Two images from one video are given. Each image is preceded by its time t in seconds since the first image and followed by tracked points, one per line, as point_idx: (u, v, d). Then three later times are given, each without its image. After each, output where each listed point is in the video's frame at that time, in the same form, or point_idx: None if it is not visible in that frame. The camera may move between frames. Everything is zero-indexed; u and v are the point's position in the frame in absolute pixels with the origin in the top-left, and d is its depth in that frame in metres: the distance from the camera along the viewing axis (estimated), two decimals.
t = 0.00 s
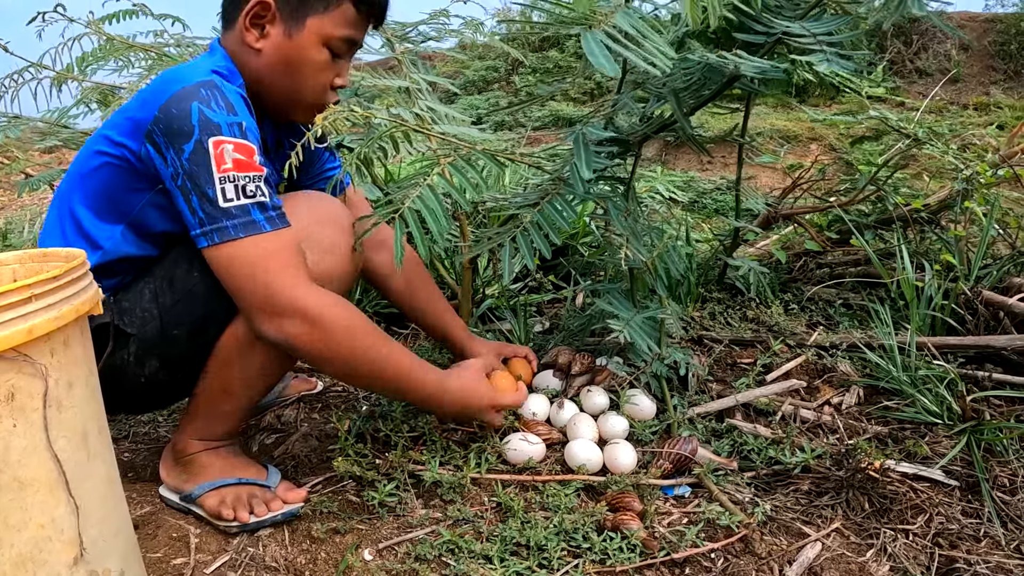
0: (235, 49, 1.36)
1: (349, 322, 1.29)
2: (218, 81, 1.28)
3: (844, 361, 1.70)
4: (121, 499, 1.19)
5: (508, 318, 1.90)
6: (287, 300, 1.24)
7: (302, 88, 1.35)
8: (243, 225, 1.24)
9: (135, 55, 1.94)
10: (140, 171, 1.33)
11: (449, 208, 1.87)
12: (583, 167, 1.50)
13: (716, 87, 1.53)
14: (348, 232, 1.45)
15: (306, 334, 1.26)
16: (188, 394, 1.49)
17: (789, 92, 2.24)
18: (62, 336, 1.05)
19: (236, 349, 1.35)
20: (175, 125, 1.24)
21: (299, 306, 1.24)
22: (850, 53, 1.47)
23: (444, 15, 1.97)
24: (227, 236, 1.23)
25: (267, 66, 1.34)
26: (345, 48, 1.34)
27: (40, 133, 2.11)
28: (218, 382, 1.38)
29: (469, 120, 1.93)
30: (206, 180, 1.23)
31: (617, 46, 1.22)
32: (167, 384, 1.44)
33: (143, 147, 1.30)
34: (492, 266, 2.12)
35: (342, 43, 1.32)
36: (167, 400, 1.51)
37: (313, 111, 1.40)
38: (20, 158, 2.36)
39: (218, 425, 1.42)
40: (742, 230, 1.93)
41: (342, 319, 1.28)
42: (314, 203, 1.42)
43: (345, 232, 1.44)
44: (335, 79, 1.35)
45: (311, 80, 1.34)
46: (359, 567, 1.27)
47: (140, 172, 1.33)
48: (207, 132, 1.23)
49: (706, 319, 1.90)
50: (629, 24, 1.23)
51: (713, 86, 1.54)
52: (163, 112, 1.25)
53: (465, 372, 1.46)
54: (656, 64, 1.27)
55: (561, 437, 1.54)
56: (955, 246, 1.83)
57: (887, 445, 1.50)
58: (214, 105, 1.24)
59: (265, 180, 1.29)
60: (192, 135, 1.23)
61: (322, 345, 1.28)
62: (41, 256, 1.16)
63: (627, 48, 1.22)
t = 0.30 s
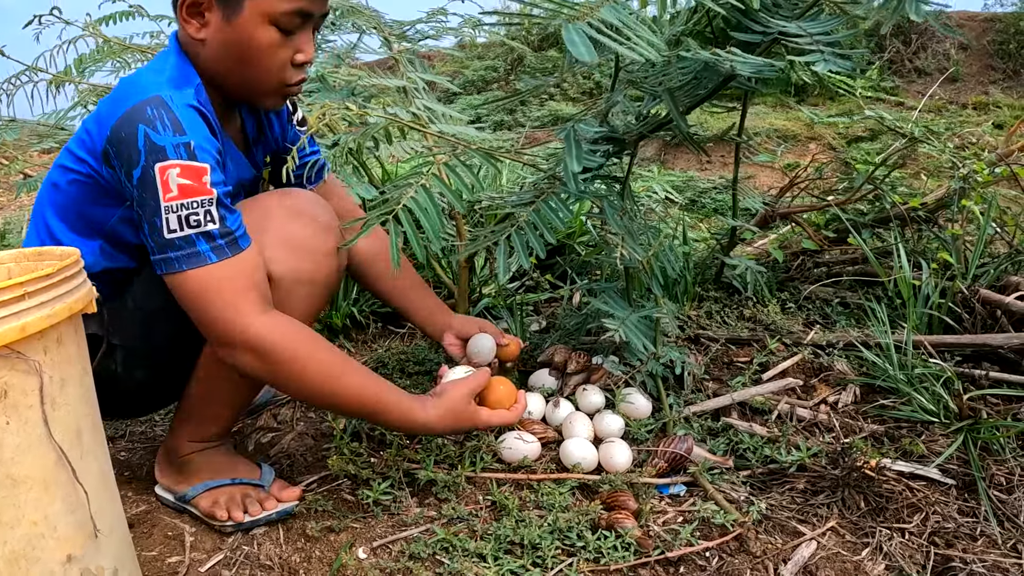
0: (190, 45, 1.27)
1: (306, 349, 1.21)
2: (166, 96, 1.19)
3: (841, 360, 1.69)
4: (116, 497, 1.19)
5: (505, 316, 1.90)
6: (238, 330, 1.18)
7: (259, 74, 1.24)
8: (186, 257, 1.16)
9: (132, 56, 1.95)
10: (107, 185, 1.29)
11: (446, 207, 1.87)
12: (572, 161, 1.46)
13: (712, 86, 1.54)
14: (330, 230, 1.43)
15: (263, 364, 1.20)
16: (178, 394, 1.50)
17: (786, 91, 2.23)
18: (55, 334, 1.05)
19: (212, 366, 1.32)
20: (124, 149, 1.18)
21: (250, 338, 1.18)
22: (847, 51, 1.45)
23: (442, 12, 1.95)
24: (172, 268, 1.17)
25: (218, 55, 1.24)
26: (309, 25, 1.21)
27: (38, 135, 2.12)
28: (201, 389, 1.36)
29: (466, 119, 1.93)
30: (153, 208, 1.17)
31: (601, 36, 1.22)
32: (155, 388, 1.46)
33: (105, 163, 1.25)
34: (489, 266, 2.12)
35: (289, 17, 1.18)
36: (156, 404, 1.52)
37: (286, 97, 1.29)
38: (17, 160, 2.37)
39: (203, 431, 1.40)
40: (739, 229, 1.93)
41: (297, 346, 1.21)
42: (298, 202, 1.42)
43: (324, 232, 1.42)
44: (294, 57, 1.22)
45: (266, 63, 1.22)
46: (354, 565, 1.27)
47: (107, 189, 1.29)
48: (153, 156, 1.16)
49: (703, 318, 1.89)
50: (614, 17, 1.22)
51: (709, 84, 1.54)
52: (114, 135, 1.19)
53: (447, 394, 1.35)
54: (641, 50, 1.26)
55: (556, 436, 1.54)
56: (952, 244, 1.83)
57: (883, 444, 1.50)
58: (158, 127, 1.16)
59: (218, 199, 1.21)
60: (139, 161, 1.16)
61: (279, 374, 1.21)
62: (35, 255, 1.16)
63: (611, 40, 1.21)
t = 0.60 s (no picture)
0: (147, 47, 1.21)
1: (294, 358, 1.19)
2: (124, 110, 1.14)
3: (843, 358, 1.69)
4: (118, 497, 1.18)
5: (506, 315, 1.90)
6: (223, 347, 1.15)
7: (216, 72, 1.18)
8: (164, 277, 1.12)
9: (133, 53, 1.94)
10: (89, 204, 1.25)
11: (448, 205, 1.87)
12: (579, 160, 1.48)
13: (715, 82, 1.54)
14: (329, 231, 1.41)
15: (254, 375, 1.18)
16: (176, 402, 1.49)
17: (787, 90, 2.24)
18: (58, 332, 1.04)
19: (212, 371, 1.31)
20: (90, 171, 1.13)
21: (238, 350, 1.15)
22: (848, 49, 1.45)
23: (445, 9, 1.95)
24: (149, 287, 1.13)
25: (173, 57, 1.17)
26: (269, 14, 1.15)
27: (38, 133, 2.11)
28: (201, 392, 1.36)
29: (468, 117, 1.92)
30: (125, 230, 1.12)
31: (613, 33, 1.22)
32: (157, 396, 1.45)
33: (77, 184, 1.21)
34: (490, 264, 2.11)
35: (237, 8, 1.11)
36: (153, 413, 1.50)
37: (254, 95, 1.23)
38: (17, 158, 2.36)
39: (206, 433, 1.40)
40: (740, 228, 1.93)
41: (288, 354, 1.18)
42: (290, 201, 1.40)
43: (323, 233, 1.40)
44: (250, 50, 1.15)
45: (221, 61, 1.16)
46: (357, 564, 1.26)
47: (86, 208, 1.25)
48: (117, 177, 1.11)
49: (705, 316, 1.89)
50: (625, 14, 1.21)
51: (711, 82, 1.54)
52: (78, 158, 1.14)
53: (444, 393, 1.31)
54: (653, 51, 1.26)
55: (559, 434, 1.53)
56: (953, 242, 1.84)
57: (886, 442, 1.50)
58: (119, 146, 1.10)
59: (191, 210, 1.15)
60: (104, 183, 1.12)
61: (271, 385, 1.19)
62: (36, 253, 1.14)
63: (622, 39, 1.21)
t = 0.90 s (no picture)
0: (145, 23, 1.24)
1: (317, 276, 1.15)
2: (121, 58, 1.16)
3: (843, 356, 1.69)
4: (116, 494, 1.17)
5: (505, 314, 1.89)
6: (237, 271, 1.11)
7: (203, 53, 1.18)
8: (172, 203, 1.09)
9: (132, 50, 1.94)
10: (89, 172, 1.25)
11: (447, 203, 1.87)
12: (580, 156, 1.47)
13: (710, 78, 1.52)
14: (328, 225, 1.41)
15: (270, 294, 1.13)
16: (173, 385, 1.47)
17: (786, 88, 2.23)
18: (54, 328, 1.04)
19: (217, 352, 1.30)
20: (88, 118, 1.13)
21: (241, 273, 1.10)
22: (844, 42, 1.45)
23: (443, 7, 1.94)
24: (158, 219, 1.10)
25: (166, 37, 1.19)
26: None
27: (38, 132, 2.11)
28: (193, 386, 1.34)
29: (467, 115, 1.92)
30: (127, 168, 1.11)
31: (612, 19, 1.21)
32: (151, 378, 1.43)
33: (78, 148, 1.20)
34: (489, 263, 2.11)
35: None
36: (150, 392, 1.48)
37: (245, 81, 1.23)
38: (15, 158, 2.36)
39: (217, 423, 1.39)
40: (740, 226, 1.93)
41: (295, 278, 1.13)
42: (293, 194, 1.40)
43: (322, 223, 1.39)
44: (237, 34, 1.15)
45: (206, 42, 1.17)
46: (355, 562, 1.25)
47: (87, 173, 1.24)
48: (117, 116, 1.11)
49: (705, 314, 1.89)
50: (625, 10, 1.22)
51: (708, 79, 1.53)
52: (77, 110, 1.15)
53: (471, 299, 1.21)
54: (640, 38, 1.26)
55: (559, 432, 1.53)
56: (952, 240, 1.84)
57: (886, 439, 1.49)
58: (120, 87, 1.12)
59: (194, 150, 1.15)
60: (104, 124, 1.12)
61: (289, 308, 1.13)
62: (34, 249, 1.13)
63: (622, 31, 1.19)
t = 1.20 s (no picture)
0: None
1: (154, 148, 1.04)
2: None
3: (842, 355, 1.69)
4: (113, 493, 1.16)
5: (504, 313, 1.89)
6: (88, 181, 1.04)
7: None
8: (71, 117, 1.07)
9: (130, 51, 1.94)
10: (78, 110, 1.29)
11: (446, 203, 1.87)
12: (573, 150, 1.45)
13: (709, 77, 1.53)
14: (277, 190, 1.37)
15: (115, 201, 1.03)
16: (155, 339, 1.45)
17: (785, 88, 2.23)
18: (52, 328, 1.03)
19: (181, 329, 1.26)
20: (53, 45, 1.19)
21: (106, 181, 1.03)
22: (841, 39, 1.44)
23: (436, 13, 1.95)
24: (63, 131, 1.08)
25: None
26: None
27: (36, 133, 2.12)
28: (163, 368, 1.29)
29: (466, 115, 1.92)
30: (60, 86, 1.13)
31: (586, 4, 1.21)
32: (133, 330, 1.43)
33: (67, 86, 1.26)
34: (489, 262, 2.11)
35: None
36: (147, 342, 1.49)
37: (181, 31, 1.23)
38: (15, 159, 2.36)
39: (195, 417, 1.35)
40: (739, 225, 1.93)
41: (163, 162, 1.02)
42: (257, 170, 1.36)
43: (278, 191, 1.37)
44: None
45: None
46: (354, 562, 1.25)
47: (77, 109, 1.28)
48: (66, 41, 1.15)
49: (704, 314, 1.89)
50: None
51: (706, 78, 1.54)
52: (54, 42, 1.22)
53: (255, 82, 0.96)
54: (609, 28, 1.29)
55: (557, 432, 1.53)
56: (952, 239, 1.84)
57: (885, 438, 1.49)
58: (73, 15, 1.17)
59: (119, 78, 1.14)
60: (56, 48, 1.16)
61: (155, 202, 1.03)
62: (31, 250, 1.13)
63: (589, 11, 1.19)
